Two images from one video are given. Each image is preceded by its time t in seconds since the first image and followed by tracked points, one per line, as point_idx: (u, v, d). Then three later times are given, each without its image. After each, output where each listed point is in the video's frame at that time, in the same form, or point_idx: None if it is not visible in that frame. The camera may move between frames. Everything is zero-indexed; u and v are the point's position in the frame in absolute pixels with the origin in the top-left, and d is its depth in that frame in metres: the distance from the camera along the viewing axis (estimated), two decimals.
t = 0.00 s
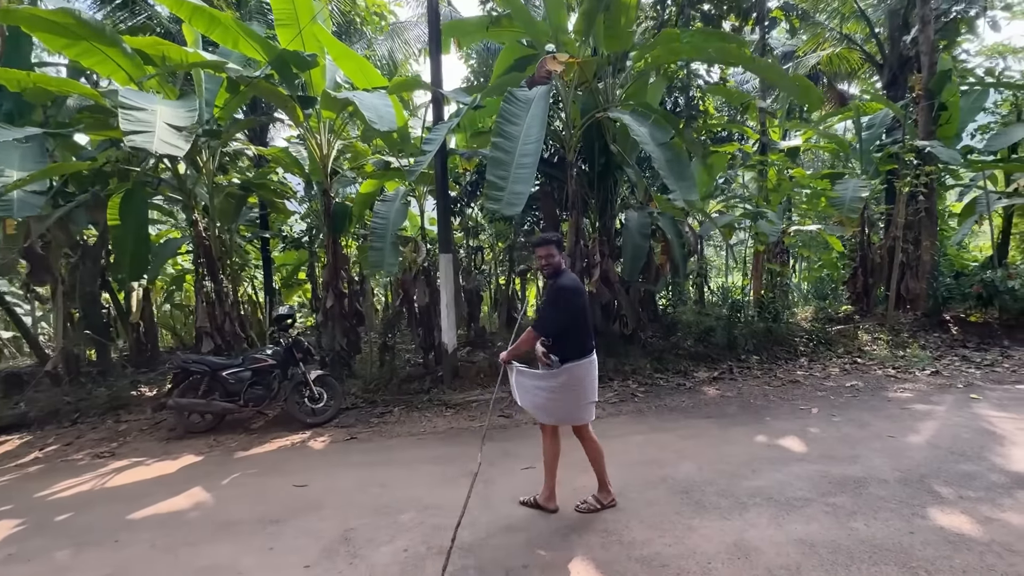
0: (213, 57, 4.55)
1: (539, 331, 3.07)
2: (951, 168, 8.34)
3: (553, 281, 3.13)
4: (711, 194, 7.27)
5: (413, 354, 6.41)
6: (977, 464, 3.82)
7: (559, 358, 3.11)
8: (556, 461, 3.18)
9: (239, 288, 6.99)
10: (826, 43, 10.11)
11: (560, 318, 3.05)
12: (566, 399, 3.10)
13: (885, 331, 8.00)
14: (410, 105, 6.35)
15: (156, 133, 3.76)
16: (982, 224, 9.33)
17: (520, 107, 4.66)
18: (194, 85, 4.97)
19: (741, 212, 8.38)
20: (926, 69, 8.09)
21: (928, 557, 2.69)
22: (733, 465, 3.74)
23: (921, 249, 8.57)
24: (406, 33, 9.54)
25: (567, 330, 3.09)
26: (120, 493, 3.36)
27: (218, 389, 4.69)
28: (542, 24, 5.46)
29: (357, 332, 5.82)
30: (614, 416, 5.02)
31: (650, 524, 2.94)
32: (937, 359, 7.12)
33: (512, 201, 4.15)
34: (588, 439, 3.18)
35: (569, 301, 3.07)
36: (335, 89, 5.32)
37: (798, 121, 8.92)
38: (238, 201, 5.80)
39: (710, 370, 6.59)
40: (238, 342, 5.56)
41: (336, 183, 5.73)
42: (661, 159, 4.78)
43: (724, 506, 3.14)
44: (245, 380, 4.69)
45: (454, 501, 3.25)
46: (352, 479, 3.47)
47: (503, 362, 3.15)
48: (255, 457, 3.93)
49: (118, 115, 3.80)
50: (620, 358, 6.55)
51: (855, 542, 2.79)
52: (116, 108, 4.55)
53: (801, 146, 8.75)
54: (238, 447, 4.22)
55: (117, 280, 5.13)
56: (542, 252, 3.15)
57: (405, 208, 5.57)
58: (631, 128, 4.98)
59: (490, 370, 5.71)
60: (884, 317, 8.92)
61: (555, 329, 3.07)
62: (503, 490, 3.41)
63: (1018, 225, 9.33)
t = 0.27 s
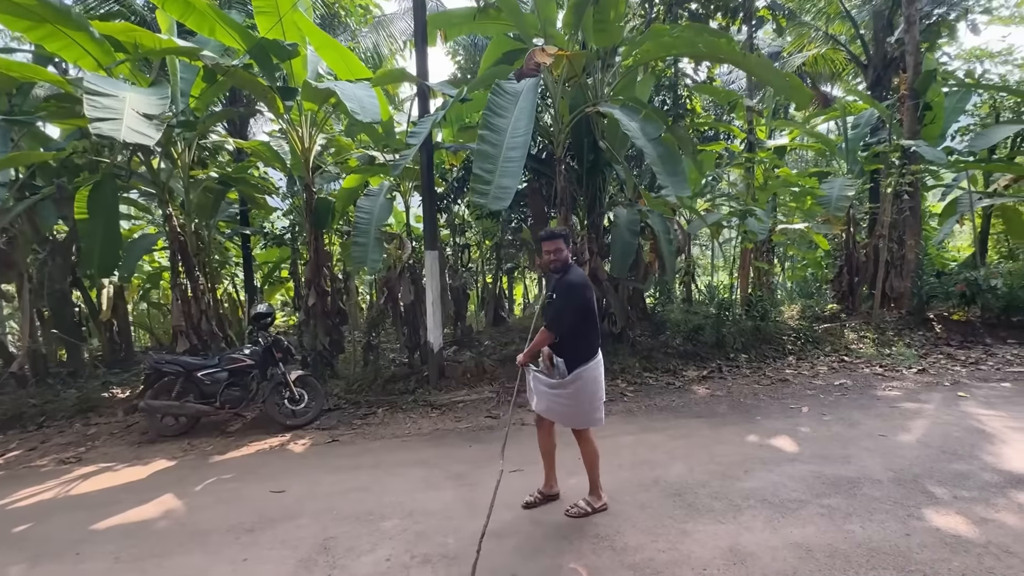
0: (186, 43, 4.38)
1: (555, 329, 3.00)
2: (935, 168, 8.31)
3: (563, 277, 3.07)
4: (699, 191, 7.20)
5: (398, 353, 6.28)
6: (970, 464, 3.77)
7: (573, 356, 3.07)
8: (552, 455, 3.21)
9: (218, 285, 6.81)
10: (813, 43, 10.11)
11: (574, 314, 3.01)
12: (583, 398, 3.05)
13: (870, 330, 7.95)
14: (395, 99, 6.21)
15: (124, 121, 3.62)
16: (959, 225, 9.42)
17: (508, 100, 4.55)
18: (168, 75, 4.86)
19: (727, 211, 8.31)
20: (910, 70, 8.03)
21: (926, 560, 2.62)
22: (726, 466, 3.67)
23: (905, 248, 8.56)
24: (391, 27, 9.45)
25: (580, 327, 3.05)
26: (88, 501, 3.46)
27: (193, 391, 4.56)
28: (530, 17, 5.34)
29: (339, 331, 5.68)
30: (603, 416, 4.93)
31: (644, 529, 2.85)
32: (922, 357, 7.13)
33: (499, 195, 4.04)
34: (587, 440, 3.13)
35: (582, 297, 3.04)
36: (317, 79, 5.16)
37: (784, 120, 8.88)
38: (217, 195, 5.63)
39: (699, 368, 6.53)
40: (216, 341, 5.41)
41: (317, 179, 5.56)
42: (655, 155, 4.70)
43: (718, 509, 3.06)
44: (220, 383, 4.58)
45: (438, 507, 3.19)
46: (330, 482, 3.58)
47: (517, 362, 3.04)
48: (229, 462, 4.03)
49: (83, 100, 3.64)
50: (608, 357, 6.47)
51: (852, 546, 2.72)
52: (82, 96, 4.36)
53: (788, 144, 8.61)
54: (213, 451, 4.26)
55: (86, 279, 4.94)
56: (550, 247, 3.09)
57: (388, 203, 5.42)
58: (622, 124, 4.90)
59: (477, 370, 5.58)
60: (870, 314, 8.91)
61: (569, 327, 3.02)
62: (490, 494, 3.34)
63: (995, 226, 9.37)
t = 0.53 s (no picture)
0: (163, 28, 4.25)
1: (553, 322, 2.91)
2: (925, 165, 8.28)
3: (562, 269, 2.98)
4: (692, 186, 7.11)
5: (387, 350, 6.16)
6: (967, 462, 3.72)
7: (569, 350, 2.98)
8: (551, 451, 3.14)
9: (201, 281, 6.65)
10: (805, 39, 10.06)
11: (571, 307, 2.93)
12: (577, 393, 2.98)
13: (862, 326, 7.90)
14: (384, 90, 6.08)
15: (97, 107, 3.50)
16: (947, 222, 9.43)
17: (500, 91, 4.44)
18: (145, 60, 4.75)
19: (720, 207, 8.21)
20: (903, 66, 7.96)
21: (928, 562, 2.56)
22: (722, 465, 3.60)
23: (896, 244, 8.53)
24: (380, 16, 9.28)
25: (577, 321, 2.97)
26: (63, 505, 3.34)
27: (173, 389, 4.45)
28: (523, 7, 5.22)
29: (327, 327, 5.54)
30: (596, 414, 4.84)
31: (641, 532, 2.77)
32: (914, 354, 7.10)
33: (491, 187, 3.94)
34: (584, 437, 3.05)
35: (582, 291, 2.94)
36: (303, 68, 5.02)
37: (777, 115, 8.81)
38: (200, 188, 5.48)
39: (692, 365, 6.46)
40: (198, 337, 5.27)
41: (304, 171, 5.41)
42: (651, 148, 4.60)
43: (716, 510, 2.98)
44: (202, 380, 4.46)
45: (428, 510, 3.10)
46: (316, 484, 3.49)
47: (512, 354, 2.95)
48: (210, 463, 3.91)
49: (54, 85, 3.54)
50: (600, 354, 6.39)
51: (852, 548, 2.65)
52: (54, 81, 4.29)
53: (780, 139, 8.35)
54: (195, 451, 4.14)
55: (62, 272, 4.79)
56: (552, 238, 2.98)
57: (376, 196, 5.29)
58: (617, 116, 4.80)
59: (468, 367, 5.48)
60: (861, 311, 8.88)
61: (566, 320, 2.94)
62: (482, 495, 3.25)
63: (982, 224, 9.38)
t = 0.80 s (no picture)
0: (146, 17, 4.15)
1: (546, 320, 2.85)
2: (917, 164, 8.27)
3: (557, 267, 2.92)
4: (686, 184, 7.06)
5: (378, 348, 6.09)
6: (961, 463, 3.71)
7: (562, 349, 2.92)
8: (543, 453, 3.08)
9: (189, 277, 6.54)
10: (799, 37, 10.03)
11: (565, 306, 2.87)
12: (569, 393, 2.93)
13: (854, 325, 7.89)
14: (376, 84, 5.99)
15: (74, 96, 3.41)
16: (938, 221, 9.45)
17: (494, 85, 4.37)
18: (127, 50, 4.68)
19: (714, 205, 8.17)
20: (896, 65, 7.94)
21: (926, 566, 2.53)
22: (718, 466, 3.56)
23: (888, 243, 8.51)
24: (371, 9, 9.16)
25: (571, 320, 2.91)
26: (41, 509, 3.25)
27: (158, 388, 4.37)
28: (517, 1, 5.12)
29: (317, 325, 5.45)
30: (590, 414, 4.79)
31: (636, 535, 2.72)
32: (906, 353, 7.10)
33: (484, 184, 3.87)
34: (579, 437, 2.99)
35: (576, 290, 2.89)
36: (293, 60, 4.92)
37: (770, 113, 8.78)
38: (187, 182, 5.38)
39: (686, 364, 6.43)
40: (185, 334, 5.18)
41: (293, 166, 5.31)
42: (646, 145, 4.55)
43: (711, 513, 2.94)
44: (187, 379, 4.38)
45: (419, 513, 3.04)
46: (304, 487, 3.42)
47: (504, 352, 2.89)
48: (194, 465, 3.83)
49: (29, 74, 3.44)
50: (593, 353, 6.34)
51: (850, 552, 2.61)
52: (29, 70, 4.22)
53: (774, 137, 8.29)
54: (179, 453, 4.06)
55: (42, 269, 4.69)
56: (547, 235, 2.91)
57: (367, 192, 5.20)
58: (612, 112, 4.75)
59: (460, 366, 5.42)
60: (853, 309, 8.88)
61: (560, 319, 2.88)
62: (475, 498, 3.19)
63: (972, 224, 9.40)
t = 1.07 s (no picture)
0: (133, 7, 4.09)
1: (540, 316, 2.82)
2: (912, 163, 8.26)
3: (551, 263, 2.89)
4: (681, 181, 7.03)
5: (372, 345, 6.05)
6: (956, 462, 3.70)
7: (556, 346, 2.89)
8: (536, 453, 3.06)
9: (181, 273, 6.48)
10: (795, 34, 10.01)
11: (559, 303, 2.84)
12: (563, 390, 2.90)
13: (849, 323, 7.89)
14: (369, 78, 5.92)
15: (58, 88, 3.36)
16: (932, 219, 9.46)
17: (489, 81, 4.33)
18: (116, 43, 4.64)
19: (709, 202, 8.14)
20: (892, 62, 7.91)
21: (920, 566, 2.51)
22: (712, 465, 3.54)
23: (883, 241, 8.51)
24: (365, 3, 9.07)
25: (565, 317, 2.88)
26: (26, 509, 3.21)
27: (149, 386, 4.34)
28: None
29: (310, 323, 5.40)
30: (584, 412, 4.76)
31: (629, 535, 2.71)
32: (900, 351, 7.10)
33: (478, 181, 3.83)
34: (576, 436, 2.96)
35: (570, 286, 2.86)
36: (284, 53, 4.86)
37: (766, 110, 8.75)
38: (178, 177, 5.32)
39: (681, 362, 6.41)
40: (175, 331, 5.13)
41: (286, 162, 5.26)
42: (641, 141, 4.53)
43: (706, 513, 2.92)
44: (178, 377, 4.34)
45: (411, 513, 3.01)
46: (295, 487, 3.38)
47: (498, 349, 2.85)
48: (184, 464, 3.79)
49: (12, 64, 3.38)
50: (588, 350, 6.32)
51: (844, 552, 2.60)
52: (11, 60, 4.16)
53: (770, 135, 8.26)
54: (168, 451, 4.02)
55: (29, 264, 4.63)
56: (541, 232, 2.88)
57: (360, 188, 5.16)
58: (608, 108, 4.72)
59: (454, 364, 5.39)
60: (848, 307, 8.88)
61: (554, 315, 2.84)
62: (467, 497, 3.17)
63: (965, 222, 9.41)
